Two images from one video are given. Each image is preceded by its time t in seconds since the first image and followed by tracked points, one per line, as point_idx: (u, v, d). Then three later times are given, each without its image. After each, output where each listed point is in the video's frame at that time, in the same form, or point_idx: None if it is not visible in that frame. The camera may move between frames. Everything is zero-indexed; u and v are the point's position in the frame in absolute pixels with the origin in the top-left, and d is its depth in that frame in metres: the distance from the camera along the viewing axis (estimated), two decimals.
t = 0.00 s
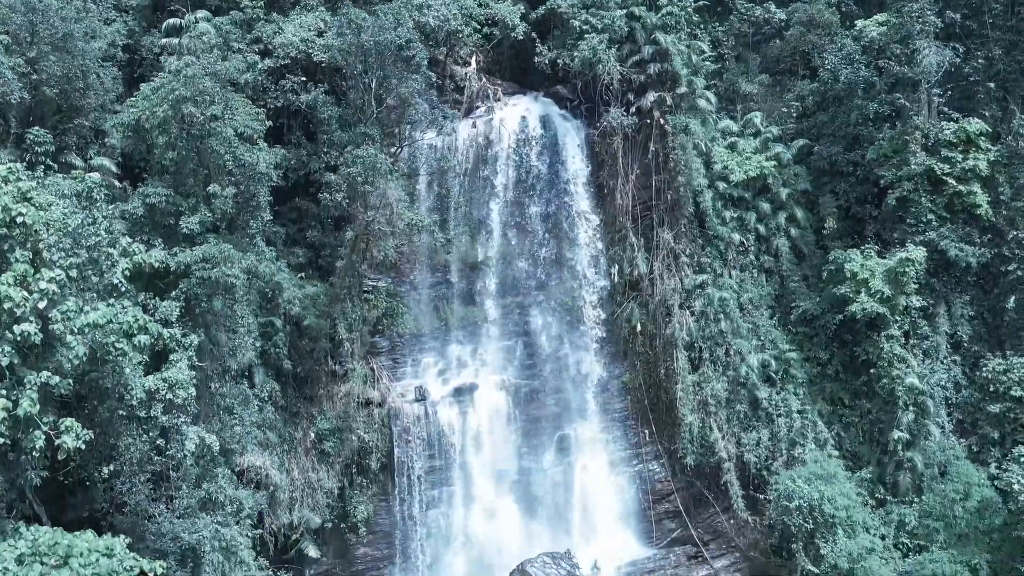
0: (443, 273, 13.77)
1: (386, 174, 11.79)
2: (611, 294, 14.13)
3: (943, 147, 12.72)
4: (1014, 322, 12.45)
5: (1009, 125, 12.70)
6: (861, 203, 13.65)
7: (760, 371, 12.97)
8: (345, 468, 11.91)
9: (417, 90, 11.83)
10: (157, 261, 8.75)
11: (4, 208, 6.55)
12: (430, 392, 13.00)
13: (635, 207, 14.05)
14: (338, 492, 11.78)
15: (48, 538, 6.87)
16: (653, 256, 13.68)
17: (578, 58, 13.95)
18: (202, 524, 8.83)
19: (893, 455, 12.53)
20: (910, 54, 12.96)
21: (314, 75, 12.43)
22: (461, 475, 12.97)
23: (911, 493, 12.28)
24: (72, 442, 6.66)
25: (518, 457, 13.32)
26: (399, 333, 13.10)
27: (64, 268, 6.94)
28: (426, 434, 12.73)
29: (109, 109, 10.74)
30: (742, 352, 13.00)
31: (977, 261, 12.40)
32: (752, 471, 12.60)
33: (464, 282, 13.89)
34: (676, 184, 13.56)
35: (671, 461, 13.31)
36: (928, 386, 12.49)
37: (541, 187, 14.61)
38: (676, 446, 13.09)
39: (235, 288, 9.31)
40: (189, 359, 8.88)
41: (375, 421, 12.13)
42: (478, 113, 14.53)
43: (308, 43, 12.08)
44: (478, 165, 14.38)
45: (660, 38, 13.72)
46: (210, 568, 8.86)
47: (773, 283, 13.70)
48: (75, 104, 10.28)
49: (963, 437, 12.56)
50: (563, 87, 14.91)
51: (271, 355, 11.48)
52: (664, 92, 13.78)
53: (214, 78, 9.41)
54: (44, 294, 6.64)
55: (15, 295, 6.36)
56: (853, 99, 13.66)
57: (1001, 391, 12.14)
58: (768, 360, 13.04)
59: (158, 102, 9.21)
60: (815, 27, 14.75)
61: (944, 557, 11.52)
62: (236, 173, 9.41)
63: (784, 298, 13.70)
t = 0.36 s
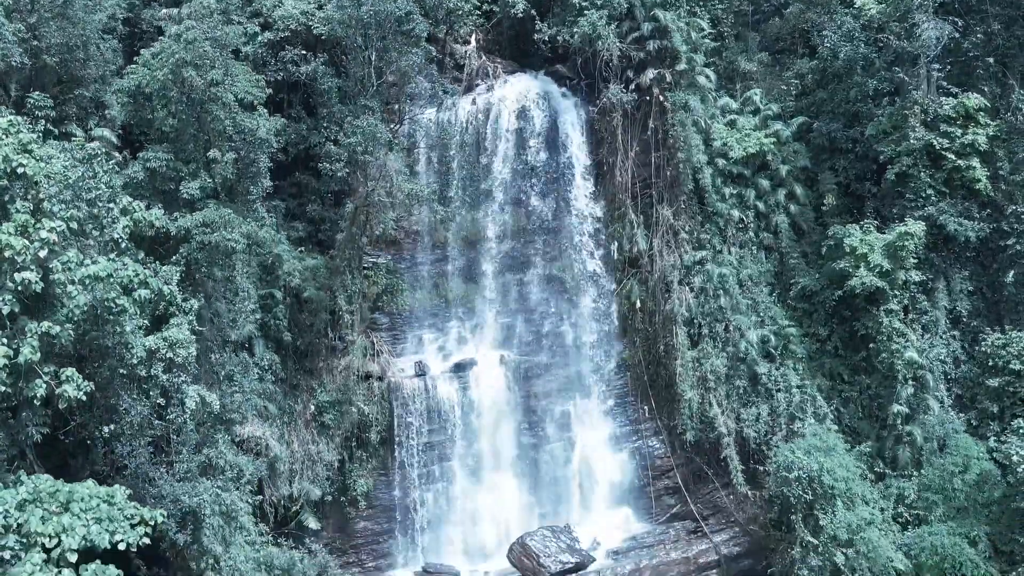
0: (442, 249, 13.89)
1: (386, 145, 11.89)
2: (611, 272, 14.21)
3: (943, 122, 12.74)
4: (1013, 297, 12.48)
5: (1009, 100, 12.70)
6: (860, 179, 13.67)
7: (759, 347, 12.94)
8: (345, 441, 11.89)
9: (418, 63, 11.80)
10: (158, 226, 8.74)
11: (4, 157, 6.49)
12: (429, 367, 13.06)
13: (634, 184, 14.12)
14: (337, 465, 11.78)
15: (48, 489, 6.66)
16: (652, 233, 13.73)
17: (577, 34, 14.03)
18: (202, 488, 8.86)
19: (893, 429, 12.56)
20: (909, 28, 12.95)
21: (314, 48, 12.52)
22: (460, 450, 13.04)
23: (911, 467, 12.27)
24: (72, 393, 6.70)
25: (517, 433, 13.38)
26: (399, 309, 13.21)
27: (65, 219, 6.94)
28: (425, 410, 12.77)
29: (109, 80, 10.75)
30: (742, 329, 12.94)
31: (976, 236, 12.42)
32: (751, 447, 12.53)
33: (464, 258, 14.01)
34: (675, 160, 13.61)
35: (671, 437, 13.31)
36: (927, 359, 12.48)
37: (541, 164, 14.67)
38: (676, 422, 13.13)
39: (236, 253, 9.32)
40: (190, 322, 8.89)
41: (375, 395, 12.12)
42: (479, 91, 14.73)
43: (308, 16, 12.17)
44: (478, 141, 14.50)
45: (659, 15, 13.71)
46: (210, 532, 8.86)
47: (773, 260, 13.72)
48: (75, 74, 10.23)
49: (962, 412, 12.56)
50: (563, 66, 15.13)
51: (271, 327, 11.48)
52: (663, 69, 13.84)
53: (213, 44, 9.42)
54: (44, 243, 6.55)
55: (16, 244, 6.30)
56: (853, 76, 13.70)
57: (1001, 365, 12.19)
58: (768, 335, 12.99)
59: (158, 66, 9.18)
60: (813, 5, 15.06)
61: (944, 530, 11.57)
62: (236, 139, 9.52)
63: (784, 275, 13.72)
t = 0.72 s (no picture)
0: (442, 227, 13.98)
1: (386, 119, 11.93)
2: (611, 250, 14.23)
3: (941, 98, 12.76)
4: (1012, 272, 12.48)
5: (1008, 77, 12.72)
6: (859, 158, 13.71)
7: (758, 323, 12.79)
8: (345, 416, 11.93)
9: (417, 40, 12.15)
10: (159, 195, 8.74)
11: (6, 111, 6.56)
12: (429, 344, 13.13)
13: (634, 162, 14.15)
14: (337, 440, 11.81)
15: (50, 440, 6.75)
16: (652, 211, 13.77)
17: (577, 12, 14.08)
18: (203, 453, 8.92)
19: (892, 405, 12.60)
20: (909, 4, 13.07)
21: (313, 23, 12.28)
22: (460, 426, 13.09)
23: (910, 442, 12.30)
24: (73, 345, 6.86)
25: (517, 411, 13.45)
26: (399, 288, 13.24)
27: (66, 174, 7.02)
28: (425, 387, 12.82)
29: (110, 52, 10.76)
30: (741, 305, 12.86)
31: (974, 210, 12.42)
32: (751, 423, 12.43)
33: (464, 236, 14.13)
34: (674, 138, 13.62)
35: (669, 414, 13.37)
36: (926, 335, 12.45)
37: (541, 145, 14.78)
38: (674, 399, 13.20)
39: (236, 220, 9.48)
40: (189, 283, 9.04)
41: (375, 368, 12.20)
42: (478, 70, 14.93)
43: None
44: (478, 119, 14.59)
45: None
46: (211, 497, 8.90)
47: (772, 238, 13.75)
48: (77, 45, 10.24)
49: (961, 387, 12.59)
50: (563, 45, 15.29)
51: (271, 301, 11.50)
52: (662, 47, 13.84)
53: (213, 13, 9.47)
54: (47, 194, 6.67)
55: (19, 195, 6.42)
56: (851, 53, 13.75)
57: (999, 340, 12.26)
58: (767, 313, 12.98)
59: (157, 33, 9.14)
60: None
61: (942, 505, 11.62)
62: (236, 107, 9.60)
63: (783, 253, 13.75)
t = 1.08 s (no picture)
0: (440, 205, 14.16)
1: (385, 91, 11.94)
2: (609, 228, 14.21)
3: (939, 74, 12.82)
4: (1009, 247, 12.51)
5: (1006, 52, 12.74)
6: (857, 134, 13.73)
7: (756, 299, 12.86)
8: (344, 389, 11.98)
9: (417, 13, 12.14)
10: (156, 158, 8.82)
11: (4, 61, 6.98)
12: (429, 319, 13.17)
13: (633, 140, 14.19)
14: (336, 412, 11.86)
15: (48, 386, 7.09)
16: (650, 187, 13.79)
17: None
18: (203, 416, 8.95)
19: (890, 379, 12.63)
20: None
21: None
22: (460, 401, 13.12)
23: (908, 416, 12.35)
24: (71, 292, 7.20)
25: (517, 386, 13.49)
26: (396, 266, 13.40)
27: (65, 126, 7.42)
28: (424, 361, 12.85)
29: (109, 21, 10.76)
30: (740, 282, 12.93)
31: (972, 185, 12.47)
32: (749, 398, 12.45)
33: (462, 214, 14.25)
34: (673, 115, 13.67)
35: (667, 390, 13.40)
36: (925, 310, 12.53)
37: (540, 122, 14.85)
38: (674, 375, 13.18)
39: (236, 183, 9.41)
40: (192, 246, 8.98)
41: (373, 341, 12.24)
42: (477, 48, 15.08)
43: None
44: (476, 98, 14.77)
45: None
46: (211, 461, 8.94)
47: (770, 215, 13.78)
48: (77, 17, 9.97)
49: (960, 362, 12.61)
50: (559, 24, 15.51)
51: (270, 272, 11.51)
52: (661, 24, 13.89)
53: None
54: (45, 142, 7.13)
55: (15, 143, 6.90)
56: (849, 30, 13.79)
57: (996, 314, 12.29)
58: (766, 288, 12.95)
59: None
60: None
61: (940, 477, 11.67)
62: (235, 74, 9.62)
63: (782, 230, 13.77)
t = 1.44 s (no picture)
0: (439, 182, 14.15)
1: (384, 62, 12.12)
2: (609, 207, 14.26)
3: (938, 49, 12.85)
4: (1008, 222, 12.52)
5: (1005, 28, 12.76)
6: (856, 112, 13.76)
7: (755, 276, 12.86)
8: (343, 363, 12.02)
9: None
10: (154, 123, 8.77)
11: (3, 13, 7.15)
12: (428, 295, 13.17)
13: (633, 118, 14.22)
14: (335, 386, 11.90)
15: (47, 335, 7.13)
16: (650, 164, 13.79)
17: None
18: (202, 381, 8.95)
19: (889, 354, 12.64)
20: None
21: None
22: (459, 377, 13.11)
23: (908, 391, 12.33)
24: (70, 244, 7.36)
25: (516, 362, 13.48)
26: (393, 243, 13.28)
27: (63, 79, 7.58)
28: (424, 336, 12.85)
29: None
30: (739, 259, 12.93)
31: (971, 160, 12.48)
32: (748, 374, 12.41)
33: (462, 191, 14.24)
34: (673, 92, 13.62)
35: (666, 367, 13.42)
36: (924, 285, 12.50)
37: (538, 100, 15.02)
38: (674, 351, 13.18)
39: (234, 150, 9.44)
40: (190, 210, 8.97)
41: (373, 315, 12.27)
42: (477, 26, 15.20)
43: None
44: (475, 75, 14.84)
45: None
46: (210, 427, 8.94)
47: (769, 192, 13.79)
48: None
49: (958, 337, 12.62)
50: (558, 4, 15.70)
51: (269, 245, 11.51)
52: (660, 2, 13.91)
53: None
54: (43, 93, 7.25)
55: (14, 93, 7.01)
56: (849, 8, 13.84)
57: (995, 289, 12.30)
58: (765, 264, 12.96)
59: None
60: None
61: (939, 450, 11.66)
62: (235, 41, 9.87)
63: (781, 207, 13.78)
